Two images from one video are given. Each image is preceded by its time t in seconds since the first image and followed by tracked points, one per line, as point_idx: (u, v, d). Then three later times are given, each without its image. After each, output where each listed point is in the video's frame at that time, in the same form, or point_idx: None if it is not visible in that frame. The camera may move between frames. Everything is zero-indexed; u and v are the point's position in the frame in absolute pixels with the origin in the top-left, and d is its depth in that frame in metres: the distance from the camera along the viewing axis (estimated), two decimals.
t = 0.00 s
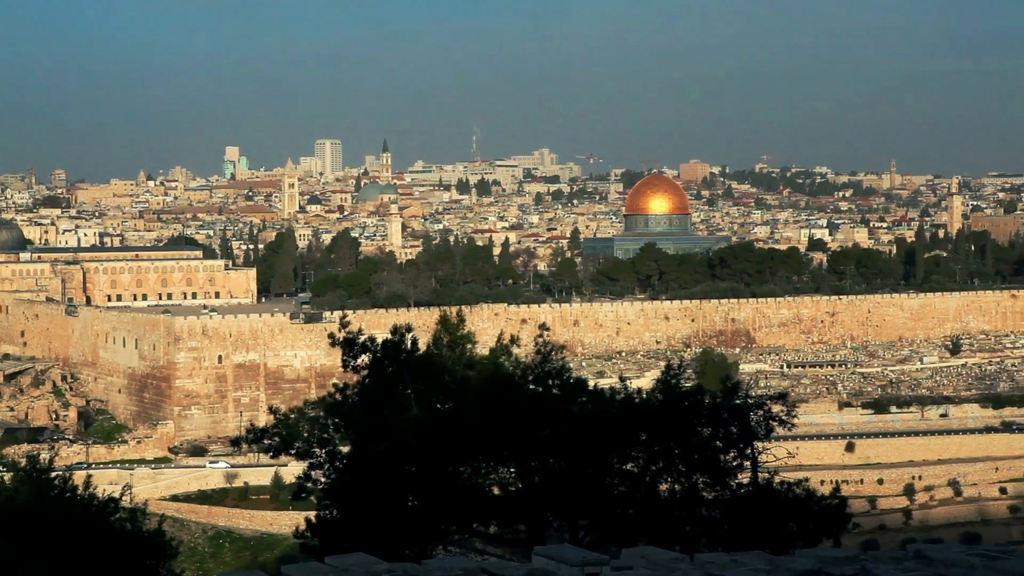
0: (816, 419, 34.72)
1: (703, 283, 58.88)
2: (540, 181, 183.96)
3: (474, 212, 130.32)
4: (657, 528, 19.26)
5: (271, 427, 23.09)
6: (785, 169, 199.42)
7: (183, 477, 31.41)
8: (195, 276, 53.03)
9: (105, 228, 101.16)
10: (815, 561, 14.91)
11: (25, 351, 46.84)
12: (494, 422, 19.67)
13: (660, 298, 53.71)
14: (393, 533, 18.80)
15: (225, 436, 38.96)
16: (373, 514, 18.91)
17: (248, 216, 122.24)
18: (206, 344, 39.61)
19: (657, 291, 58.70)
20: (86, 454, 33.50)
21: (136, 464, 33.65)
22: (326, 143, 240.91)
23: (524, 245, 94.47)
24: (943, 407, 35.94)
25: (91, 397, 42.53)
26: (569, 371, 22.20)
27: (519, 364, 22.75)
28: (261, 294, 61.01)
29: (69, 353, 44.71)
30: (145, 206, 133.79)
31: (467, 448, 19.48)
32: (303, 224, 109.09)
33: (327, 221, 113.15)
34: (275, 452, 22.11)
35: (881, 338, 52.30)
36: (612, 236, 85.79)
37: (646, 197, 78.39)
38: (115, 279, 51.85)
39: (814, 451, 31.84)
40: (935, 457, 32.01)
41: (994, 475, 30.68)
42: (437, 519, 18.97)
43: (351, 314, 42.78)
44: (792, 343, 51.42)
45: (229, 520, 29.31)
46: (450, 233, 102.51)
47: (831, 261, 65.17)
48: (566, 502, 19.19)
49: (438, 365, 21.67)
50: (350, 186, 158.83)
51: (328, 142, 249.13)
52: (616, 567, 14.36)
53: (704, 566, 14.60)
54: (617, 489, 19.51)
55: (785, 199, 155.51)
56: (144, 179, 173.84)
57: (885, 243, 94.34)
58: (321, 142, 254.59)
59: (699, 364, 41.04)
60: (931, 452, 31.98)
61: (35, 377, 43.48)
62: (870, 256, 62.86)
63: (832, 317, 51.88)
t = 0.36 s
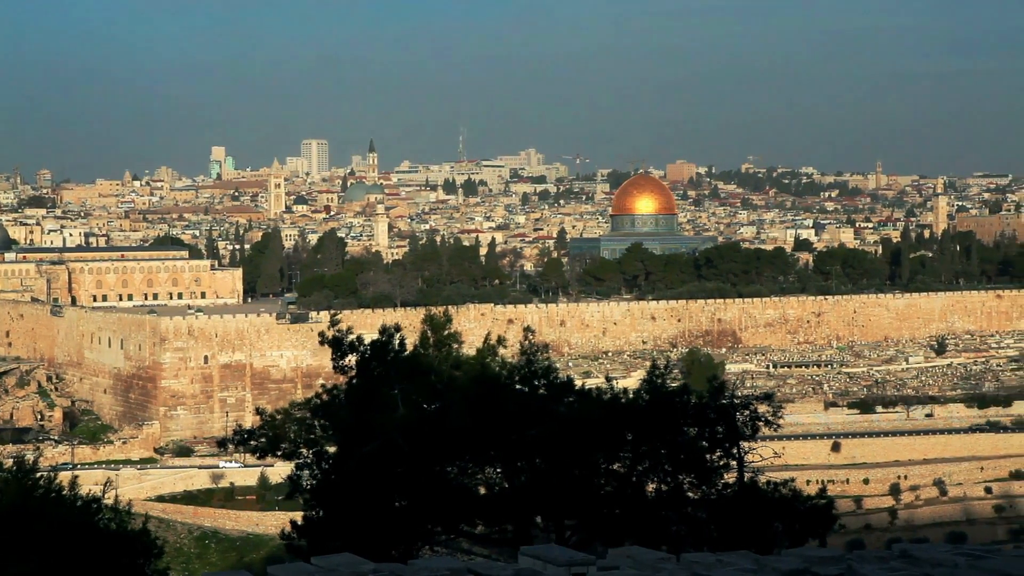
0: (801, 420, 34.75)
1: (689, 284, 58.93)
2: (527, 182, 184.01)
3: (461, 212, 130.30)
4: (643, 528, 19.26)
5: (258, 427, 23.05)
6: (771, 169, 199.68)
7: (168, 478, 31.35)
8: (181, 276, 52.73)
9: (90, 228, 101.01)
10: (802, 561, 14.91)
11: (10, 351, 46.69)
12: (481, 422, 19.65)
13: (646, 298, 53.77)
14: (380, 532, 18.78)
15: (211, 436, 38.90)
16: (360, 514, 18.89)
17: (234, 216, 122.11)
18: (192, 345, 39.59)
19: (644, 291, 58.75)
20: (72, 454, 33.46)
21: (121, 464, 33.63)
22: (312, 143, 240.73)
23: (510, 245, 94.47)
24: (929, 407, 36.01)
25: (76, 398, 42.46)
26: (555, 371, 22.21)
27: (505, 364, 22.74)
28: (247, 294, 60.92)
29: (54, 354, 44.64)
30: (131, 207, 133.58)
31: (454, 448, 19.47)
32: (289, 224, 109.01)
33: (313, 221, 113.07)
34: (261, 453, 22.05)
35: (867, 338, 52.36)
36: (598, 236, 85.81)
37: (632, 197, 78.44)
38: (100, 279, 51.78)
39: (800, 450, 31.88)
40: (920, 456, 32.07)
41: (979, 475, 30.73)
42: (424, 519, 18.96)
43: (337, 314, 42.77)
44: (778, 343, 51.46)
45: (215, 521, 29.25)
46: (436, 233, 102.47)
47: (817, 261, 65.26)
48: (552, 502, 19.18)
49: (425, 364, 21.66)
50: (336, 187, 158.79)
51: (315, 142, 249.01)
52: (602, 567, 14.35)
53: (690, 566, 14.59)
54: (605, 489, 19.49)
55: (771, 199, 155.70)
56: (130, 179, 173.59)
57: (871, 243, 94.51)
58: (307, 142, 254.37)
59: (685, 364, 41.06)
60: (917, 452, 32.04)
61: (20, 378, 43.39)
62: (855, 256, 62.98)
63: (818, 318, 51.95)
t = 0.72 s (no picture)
0: (789, 420, 34.78)
1: (678, 284, 58.99)
2: (516, 182, 184.12)
3: (450, 212, 130.34)
4: (632, 528, 19.23)
5: (247, 428, 23.01)
6: (760, 170, 199.93)
7: (156, 479, 31.32)
8: (169, 276, 52.66)
9: (78, 228, 100.90)
10: (790, 561, 14.92)
11: None
12: (471, 423, 19.62)
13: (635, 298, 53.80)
14: (369, 533, 18.75)
15: (199, 437, 38.86)
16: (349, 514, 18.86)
17: (223, 216, 122.03)
18: (180, 345, 39.56)
19: (632, 291, 58.79)
20: (60, 455, 33.44)
21: (109, 465, 33.60)
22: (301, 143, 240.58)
23: (499, 245, 94.50)
24: (917, 406, 36.05)
25: (64, 398, 42.40)
26: (544, 371, 22.20)
27: (493, 364, 22.74)
28: (236, 294, 60.86)
29: (42, 354, 44.58)
30: (119, 207, 133.44)
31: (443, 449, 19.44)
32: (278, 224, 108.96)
33: (302, 221, 113.02)
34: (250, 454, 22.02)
35: (855, 338, 52.42)
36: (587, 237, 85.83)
37: (621, 197, 78.48)
38: (88, 279, 51.72)
39: (788, 450, 31.91)
40: (909, 456, 32.11)
41: (967, 475, 30.74)
42: (414, 519, 18.94)
43: (326, 315, 42.74)
44: (767, 343, 51.51)
45: (204, 522, 29.22)
46: (425, 233, 102.46)
47: (805, 261, 65.32)
48: (542, 503, 19.16)
49: (414, 365, 21.64)
50: (324, 187, 158.72)
51: (303, 142, 248.90)
52: (591, 567, 14.33)
53: (680, 566, 14.59)
54: (593, 490, 19.46)
55: (760, 200, 155.86)
56: (118, 179, 173.41)
57: (860, 243, 94.64)
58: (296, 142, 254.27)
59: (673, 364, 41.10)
60: (905, 451, 32.08)
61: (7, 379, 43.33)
62: (843, 256, 63.06)
63: (806, 318, 52.02)
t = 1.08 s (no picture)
0: (776, 420, 34.79)
1: (665, 284, 59.02)
2: (503, 182, 184.12)
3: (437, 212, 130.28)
4: (620, 528, 19.21)
5: (234, 428, 22.96)
6: (747, 169, 200.16)
7: (142, 479, 31.26)
8: (155, 277, 52.54)
9: (65, 228, 100.72)
10: (776, 560, 14.93)
11: None
12: (458, 423, 19.61)
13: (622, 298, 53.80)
14: (356, 532, 18.72)
15: (186, 437, 38.80)
16: (337, 513, 18.85)
17: (210, 216, 121.87)
18: (167, 345, 39.48)
19: (620, 291, 58.81)
20: (46, 456, 33.40)
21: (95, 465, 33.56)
22: (288, 144, 240.38)
23: (487, 245, 94.48)
24: (903, 406, 36.08)
25: (50, 399, 42.31)
26: (532, 372, 22.18)
27: (481, 364, 22.72)
28: (223, 294, 60.77)
29: (28, 354, 44.48)
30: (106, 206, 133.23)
31: (430, 449, 19.42)
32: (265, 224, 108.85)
33: (289, 221, 112.93)
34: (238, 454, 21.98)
35: (842, 338, 52.45)
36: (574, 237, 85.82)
37: (608, 197, 78.49)
38: (75, 279, 51.54)
39: (775, 450, 31.93)
40: (896, 456, 32.13)
41: (953, 474, 30.75)
42: (402, 518, 18.92)
43: (312, 315, 42.69)
44: (754, 343, 51.53)
45: (191, 523, 29.16)
46: (412, 234, 102.41)
47: (792, 261, 65.34)
48: (529, 503, 19.16)
49: (401, 365, 21.62)
50: (312, 187, 158.60)
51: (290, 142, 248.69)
52: (578, 567, 14.31)
53: (667, 566, 14.59)
54: (581, 489, 19.44)
55: (747, 200, 156.02)
56: (105, 179, 173.16)
57: (846, 243, 94.74)
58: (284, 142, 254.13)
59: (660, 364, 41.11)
60: (892, 451, 32.12)
61: None
62: (830, 256, 63.10)
63: (793, 317, 52.06)
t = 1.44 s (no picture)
0: (764, 420, 34.81)
1: (653, 284, 59.03)
2: (491, 182, 184.12)
3: (426, 212, 130.24)
4: (607, 528, 19.20)
5: (222, 427, 22.90)
6: (736, 171, 200.32)
7: (130, 480, 31.19)
8: (143, 276, 52.44)
9: (52, 228, 100.58)
10: (764, 560, 14.94)
11: None
12: (447, 424, 19.60)
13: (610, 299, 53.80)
14: (345, 533, 18.70)
15: (174, 437, 38.72)
16: (325, 513, 18.82)
17: (198, 217, 121.76)
18: (155, 345, 39.41)
19: (608, 291, 58.82)
20: (33, 456, 33.36)
21: (82, 466, 33.51)
22: (276, 143, 240.28)
23: (475, 245, 94.50)
24: (891, 406, 36.13)
25: (37, 399, 42.23)
26: (520, 371, 22.18)
27: (469, 364, 22.71)
28: (210, 295, 60.67)
29: (15, 354, 44.39)
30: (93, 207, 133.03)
31: (419, 449, 19.46)
32: (253, 224, 108.76)
33: (276, 222, 112.87)
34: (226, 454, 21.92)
35: (829, 338, 52.49)
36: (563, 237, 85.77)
37: (597, 197, 78.48)
38: (62, 279, 51.36)
39: (763, 450, 31.95)
40: (883, 457, 32.16)
41: (941, 474, 30.77)
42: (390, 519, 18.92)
43: (300, 314, 42.65)
44: (742, 343, 51.57)
45: (178, 523, 29.13)
46: (400, 234, 102.38)
47: (780, 261, 65.37)
48: (517, 503, 19.13)
49: (389, 365, 21.59)
50: (299, 187, 158.49)
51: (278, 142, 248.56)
52: (566, 567, 14.29)
53: (654, 566, 14.58)
54: (569, 490, 19.44)
55: (736, 200, 156.14)
56: (93, 179, 172.90)
57: (834, 244, 94.88)
58: (272, 142, 253.88)
59: (649, 364, 41.14)
60: (880, 452, 32.15)
61: None
62: (818, 256, 63.16)
63: (781, 318, 52.10)
